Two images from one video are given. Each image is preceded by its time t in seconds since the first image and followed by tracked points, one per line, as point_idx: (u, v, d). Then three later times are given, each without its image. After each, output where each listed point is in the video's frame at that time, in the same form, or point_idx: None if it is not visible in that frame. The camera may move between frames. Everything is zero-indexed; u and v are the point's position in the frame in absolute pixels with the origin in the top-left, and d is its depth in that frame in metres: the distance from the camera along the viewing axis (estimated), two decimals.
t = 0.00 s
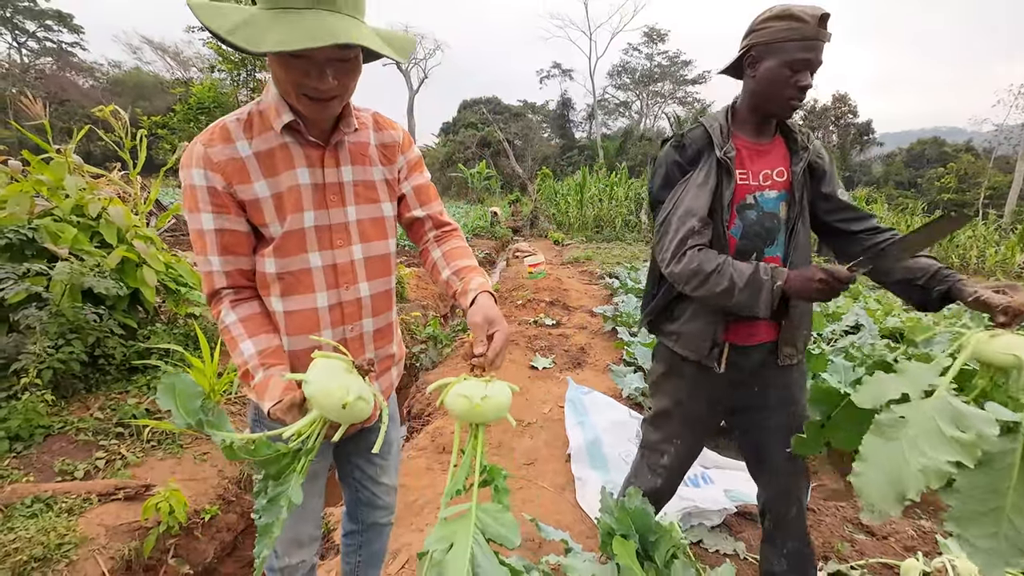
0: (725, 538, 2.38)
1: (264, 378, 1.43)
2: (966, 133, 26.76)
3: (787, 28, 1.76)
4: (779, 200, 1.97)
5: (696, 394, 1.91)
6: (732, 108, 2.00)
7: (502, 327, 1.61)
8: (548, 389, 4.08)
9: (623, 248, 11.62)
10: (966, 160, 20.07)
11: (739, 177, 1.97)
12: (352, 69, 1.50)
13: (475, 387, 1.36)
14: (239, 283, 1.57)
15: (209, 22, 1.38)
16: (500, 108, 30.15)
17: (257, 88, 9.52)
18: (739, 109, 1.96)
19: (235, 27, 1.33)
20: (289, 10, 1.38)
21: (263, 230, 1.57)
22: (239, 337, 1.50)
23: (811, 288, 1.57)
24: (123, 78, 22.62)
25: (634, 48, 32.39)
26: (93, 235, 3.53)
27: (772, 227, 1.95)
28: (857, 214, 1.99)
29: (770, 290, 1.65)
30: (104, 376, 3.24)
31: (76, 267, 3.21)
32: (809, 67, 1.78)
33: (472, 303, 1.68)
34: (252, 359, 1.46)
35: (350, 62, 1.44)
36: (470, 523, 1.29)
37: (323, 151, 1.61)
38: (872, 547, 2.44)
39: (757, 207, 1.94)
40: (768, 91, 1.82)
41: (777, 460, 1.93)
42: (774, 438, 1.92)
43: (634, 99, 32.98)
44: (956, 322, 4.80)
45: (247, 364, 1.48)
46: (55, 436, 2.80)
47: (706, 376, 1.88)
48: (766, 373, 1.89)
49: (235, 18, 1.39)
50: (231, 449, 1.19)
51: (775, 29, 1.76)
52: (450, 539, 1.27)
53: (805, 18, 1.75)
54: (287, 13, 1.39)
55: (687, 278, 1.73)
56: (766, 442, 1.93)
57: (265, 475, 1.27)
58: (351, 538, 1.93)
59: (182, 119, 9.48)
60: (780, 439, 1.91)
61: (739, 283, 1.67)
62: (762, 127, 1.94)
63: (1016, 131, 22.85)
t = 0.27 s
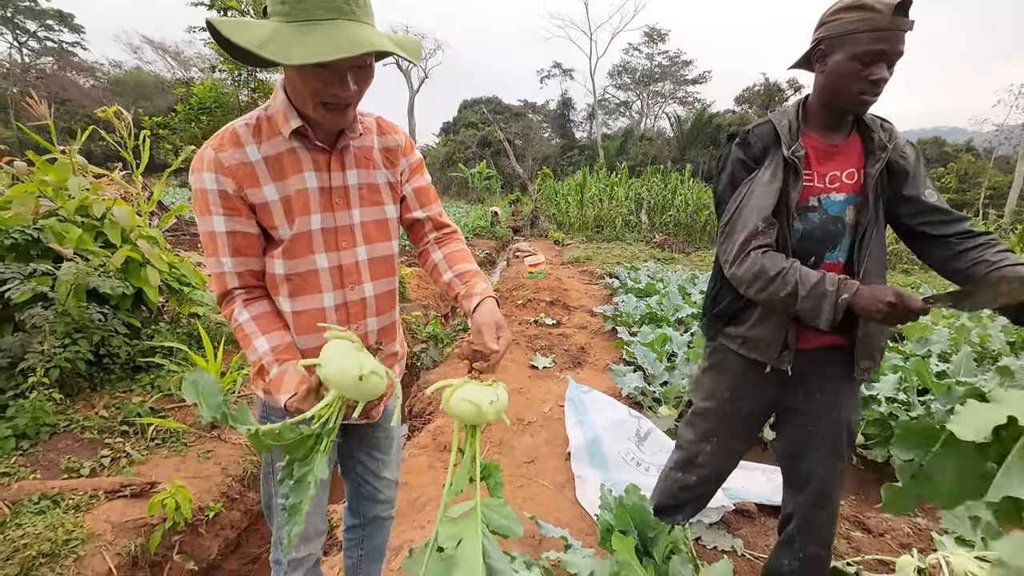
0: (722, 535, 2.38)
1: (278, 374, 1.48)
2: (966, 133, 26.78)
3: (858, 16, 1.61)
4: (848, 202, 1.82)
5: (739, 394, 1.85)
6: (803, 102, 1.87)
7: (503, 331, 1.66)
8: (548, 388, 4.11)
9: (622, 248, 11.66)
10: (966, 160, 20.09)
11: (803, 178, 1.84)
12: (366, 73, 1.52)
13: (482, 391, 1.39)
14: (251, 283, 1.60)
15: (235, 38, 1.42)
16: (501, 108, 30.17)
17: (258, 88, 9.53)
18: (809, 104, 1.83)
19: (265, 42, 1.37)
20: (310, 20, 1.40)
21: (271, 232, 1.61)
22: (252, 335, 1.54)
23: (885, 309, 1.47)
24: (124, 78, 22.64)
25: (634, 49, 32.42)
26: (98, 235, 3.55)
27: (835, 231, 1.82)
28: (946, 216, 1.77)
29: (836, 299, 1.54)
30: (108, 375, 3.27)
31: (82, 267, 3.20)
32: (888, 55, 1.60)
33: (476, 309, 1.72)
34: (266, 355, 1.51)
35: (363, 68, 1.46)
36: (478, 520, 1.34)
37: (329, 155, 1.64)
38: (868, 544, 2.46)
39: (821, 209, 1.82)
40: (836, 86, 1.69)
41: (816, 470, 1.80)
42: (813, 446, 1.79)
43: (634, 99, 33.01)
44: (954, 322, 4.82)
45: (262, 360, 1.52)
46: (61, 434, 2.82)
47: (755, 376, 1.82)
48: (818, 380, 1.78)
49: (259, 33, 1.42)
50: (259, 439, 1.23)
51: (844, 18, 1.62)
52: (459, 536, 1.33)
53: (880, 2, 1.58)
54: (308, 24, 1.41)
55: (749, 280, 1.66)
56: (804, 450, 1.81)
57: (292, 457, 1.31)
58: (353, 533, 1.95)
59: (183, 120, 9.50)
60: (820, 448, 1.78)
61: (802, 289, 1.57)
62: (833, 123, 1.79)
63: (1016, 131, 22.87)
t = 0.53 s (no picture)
0: (721, 532, 2.39)
1: (316, 353, 1.50)
2: (967, 134, 26.79)
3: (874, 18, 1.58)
4: (871, 206, 1.82)
5: (755, 395, 1.87)
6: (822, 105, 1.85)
7: (501, 334, 1.69)
8: (548, 388, 4.14)
9: (622, 248, 11.69)
10: (966, 160, 20.09)
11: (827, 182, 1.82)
12: (369, 80, 1.56)
13: (480, 396, 1.43)
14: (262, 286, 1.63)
15: (244, 54, 1.46)
16: (501, 108, 30.20)
17: (259, 88, 9.53)
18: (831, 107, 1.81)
19: (272, 58, 1.41)
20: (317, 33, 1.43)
21: (280, 235, 1.64)
22: (282, 321, 1.55)
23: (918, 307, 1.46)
24: (125, 78, 22.64)
25: (635, 49, 32.43)
26: (102, 236, 3.58)
27: (860, 235, 1.82)
28: (988, 209, 1.74)
29: (902, 305, 1.46)
30: (113, 374, 3.31)
31: (87, 268, 3.24)
32: (908, 57, 1.58)
33: (477, 314, 1.74)
34: (300, 337, 1.52)
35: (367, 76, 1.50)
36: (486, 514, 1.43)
37: (333, 160, 1.67)
38: (864, 542, 2.49)
39: (845, 213, 1.81)
40: (857, 89, 1.67)
41: (825, 467, 1.82)
42: (824, 445, 1.81)
43: (634, 100, 33.03)
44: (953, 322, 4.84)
45: (295, 345, 1.53)
46: (66, 433, 2.86)
47: (768, 378, 1.84)
48: (836, 383, 1.78)
49: (269, 48, 1.46)
50: (310, 398, 1.29)
51: (861, 21, 1.60)
52: (470, 530, 1.41)
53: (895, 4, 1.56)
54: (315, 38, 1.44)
55: (805, 286, 1.56)
56: (814, 448, 1.83)
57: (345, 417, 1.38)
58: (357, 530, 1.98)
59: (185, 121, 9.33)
60: (831, 448, 1.80)
61: (865, 293, 1.48)
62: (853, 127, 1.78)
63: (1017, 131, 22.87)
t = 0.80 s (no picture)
0: (719, 530, 2.40)
1: (339, 353, 1.53)
2: (967, 133, 26.81)
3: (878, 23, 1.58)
4: (879, 209, 1.77)
5: (761, 394, 1.86)
6: (833, 106, 1.83)
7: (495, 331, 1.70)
8: (548, 387, 4.16)
9: (622, 248, 11.71)
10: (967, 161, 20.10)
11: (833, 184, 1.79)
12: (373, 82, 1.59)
13: (476, 391, 1.44)
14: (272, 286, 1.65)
15: (250, 60, 1.48)
16: (502, 108, 30.21)
17: (260, 89, 9.53)
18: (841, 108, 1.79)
19: (280, 62, 1.44)
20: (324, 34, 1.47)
21: (289, 237, 1.66)
22: (303, 321, 1.57)
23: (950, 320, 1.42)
24: (125, 78, 22.61)
25: (635, 49, 32.46)
26: (104, 236, 3.60)
27: (866, 238, 1.79)
28: (1008, 208, 1.63)
29: (904, 303, 1.48)
30: (115, 373, 3.33)
31: (91, 268, 3.26)
32: (912, 60, 1.56)
33: (475, 313, 1.77)
34: (322, 336, 1.54)
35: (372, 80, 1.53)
36: (472, 506, 1.43)
37: (339, 163, 1.69)
38: (860, 540, 2.51)
39: (852, 215, 1.78)
40: (862, 92, 1.66)
41: (826, 466, 1.84)
42: (829, 445, 1.82)
43: (635, 99, 33.04)
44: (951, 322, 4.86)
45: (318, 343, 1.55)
46: (70, 431, 2.88)
47: (775, 379, 1.82)
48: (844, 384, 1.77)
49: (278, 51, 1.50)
50: (338, 406, 1.29)
51: (864, 25, 1.60)
52: (455, 520, 1.41)
53: (898, 9, 1.55)
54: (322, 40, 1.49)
55: (808, 287, 1.57)
56: (819, 447, 1.84)
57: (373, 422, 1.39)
58: (358, 527, 1.99)
59: (186, 121, 9.32)
60: (835, 447, 1.81)
61: (868, 292, 1.50)
62: (862, 129, 1.76)
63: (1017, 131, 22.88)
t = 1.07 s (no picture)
0: (718, 530, 2.42)
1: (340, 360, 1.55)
2: (968, 133, 26.80)
3: (881, 29, 1.59)
4: (884, 212, 1.78)
5: (763, 398, 1.87)
6: (834, 110, 1.83)
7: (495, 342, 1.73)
8: (549, 388, 4.18)
9: (623, 249, 11.74)
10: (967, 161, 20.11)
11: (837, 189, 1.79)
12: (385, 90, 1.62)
13: (473, 394, 1.45)
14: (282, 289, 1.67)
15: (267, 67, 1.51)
16: (502, 108, 30.22)
17: (261, 89, 9.52)
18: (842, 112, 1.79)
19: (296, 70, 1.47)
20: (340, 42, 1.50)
21: (298, 241, 1.69)
22: (305, 327, 1.59)
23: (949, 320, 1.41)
24: (126, 78, 22.61)
25: (636, 49, 32.47)
26: (108, 237, 3.63)
27: (870, 241, 1.79)
28: (1012, 209, 1.64)
29: (906, 310, 1.47)
30: (119, 374, 3.36)
31: (96, 269, 3.28)
32: (916, 66, 1.57)
33: (471, 322, 1.78)
34: (323, 342, 1.56)
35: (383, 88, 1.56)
36: (469, 510, 1.43)
37: (349, 169, 1.72)
38: (858, 540, 2.53)
39: (857, 219, 1.79)
40: (865, 98, 1.66)
41: (827, 468, 1.86)
42: (830, 447, 1.84)
43: (635, 100, 33.07)
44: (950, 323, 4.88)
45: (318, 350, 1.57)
46: (75, 431, 2.90)
47: (777, 382, 1.84)
48: (845, 387, 1.78)
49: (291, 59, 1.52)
50: (335, 415, 1.32)
51: (867, 32, 1.60)
52: (454, 525, 1.41)
53: (903, 14, 1.55)
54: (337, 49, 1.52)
55: (810, 292, 1.56)
56: (820, 449, 1.86)
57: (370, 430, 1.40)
58: (363, 525, 2.02)
59: (187, 121, 9.44)
60: (836, 450, 1.83)
61: (870, 300, 1.49)
62: (864, 134, 1.76)
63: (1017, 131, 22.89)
